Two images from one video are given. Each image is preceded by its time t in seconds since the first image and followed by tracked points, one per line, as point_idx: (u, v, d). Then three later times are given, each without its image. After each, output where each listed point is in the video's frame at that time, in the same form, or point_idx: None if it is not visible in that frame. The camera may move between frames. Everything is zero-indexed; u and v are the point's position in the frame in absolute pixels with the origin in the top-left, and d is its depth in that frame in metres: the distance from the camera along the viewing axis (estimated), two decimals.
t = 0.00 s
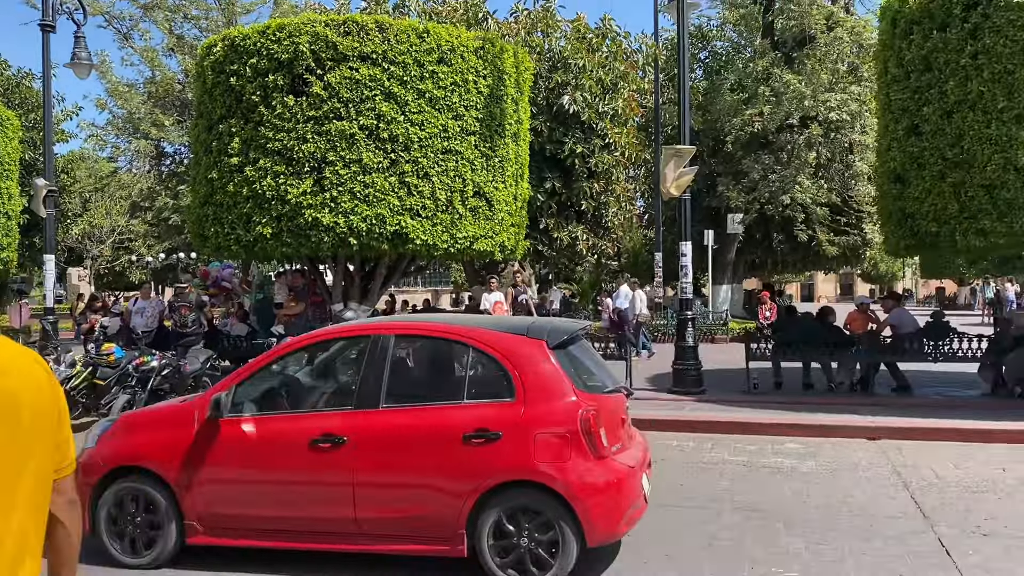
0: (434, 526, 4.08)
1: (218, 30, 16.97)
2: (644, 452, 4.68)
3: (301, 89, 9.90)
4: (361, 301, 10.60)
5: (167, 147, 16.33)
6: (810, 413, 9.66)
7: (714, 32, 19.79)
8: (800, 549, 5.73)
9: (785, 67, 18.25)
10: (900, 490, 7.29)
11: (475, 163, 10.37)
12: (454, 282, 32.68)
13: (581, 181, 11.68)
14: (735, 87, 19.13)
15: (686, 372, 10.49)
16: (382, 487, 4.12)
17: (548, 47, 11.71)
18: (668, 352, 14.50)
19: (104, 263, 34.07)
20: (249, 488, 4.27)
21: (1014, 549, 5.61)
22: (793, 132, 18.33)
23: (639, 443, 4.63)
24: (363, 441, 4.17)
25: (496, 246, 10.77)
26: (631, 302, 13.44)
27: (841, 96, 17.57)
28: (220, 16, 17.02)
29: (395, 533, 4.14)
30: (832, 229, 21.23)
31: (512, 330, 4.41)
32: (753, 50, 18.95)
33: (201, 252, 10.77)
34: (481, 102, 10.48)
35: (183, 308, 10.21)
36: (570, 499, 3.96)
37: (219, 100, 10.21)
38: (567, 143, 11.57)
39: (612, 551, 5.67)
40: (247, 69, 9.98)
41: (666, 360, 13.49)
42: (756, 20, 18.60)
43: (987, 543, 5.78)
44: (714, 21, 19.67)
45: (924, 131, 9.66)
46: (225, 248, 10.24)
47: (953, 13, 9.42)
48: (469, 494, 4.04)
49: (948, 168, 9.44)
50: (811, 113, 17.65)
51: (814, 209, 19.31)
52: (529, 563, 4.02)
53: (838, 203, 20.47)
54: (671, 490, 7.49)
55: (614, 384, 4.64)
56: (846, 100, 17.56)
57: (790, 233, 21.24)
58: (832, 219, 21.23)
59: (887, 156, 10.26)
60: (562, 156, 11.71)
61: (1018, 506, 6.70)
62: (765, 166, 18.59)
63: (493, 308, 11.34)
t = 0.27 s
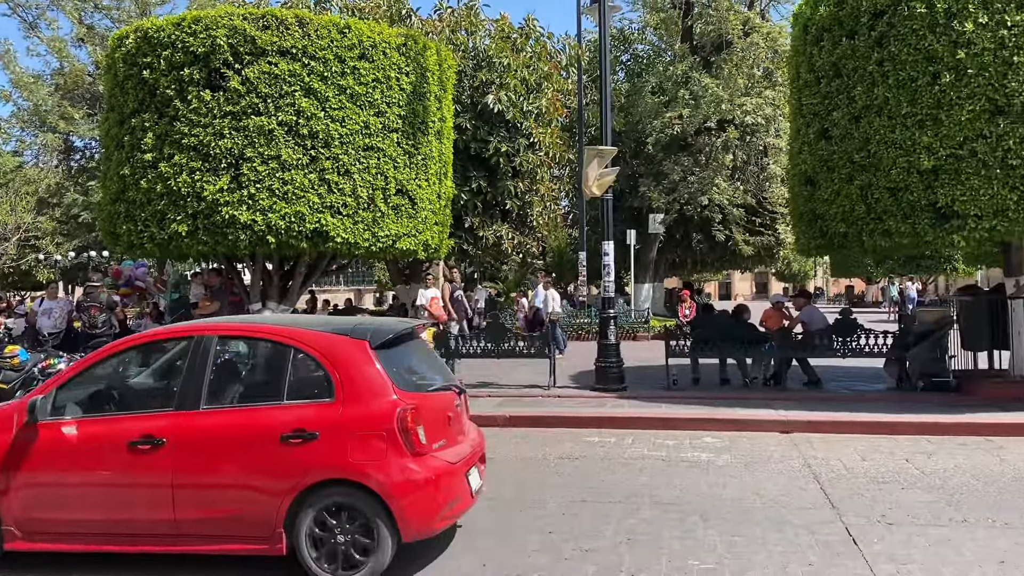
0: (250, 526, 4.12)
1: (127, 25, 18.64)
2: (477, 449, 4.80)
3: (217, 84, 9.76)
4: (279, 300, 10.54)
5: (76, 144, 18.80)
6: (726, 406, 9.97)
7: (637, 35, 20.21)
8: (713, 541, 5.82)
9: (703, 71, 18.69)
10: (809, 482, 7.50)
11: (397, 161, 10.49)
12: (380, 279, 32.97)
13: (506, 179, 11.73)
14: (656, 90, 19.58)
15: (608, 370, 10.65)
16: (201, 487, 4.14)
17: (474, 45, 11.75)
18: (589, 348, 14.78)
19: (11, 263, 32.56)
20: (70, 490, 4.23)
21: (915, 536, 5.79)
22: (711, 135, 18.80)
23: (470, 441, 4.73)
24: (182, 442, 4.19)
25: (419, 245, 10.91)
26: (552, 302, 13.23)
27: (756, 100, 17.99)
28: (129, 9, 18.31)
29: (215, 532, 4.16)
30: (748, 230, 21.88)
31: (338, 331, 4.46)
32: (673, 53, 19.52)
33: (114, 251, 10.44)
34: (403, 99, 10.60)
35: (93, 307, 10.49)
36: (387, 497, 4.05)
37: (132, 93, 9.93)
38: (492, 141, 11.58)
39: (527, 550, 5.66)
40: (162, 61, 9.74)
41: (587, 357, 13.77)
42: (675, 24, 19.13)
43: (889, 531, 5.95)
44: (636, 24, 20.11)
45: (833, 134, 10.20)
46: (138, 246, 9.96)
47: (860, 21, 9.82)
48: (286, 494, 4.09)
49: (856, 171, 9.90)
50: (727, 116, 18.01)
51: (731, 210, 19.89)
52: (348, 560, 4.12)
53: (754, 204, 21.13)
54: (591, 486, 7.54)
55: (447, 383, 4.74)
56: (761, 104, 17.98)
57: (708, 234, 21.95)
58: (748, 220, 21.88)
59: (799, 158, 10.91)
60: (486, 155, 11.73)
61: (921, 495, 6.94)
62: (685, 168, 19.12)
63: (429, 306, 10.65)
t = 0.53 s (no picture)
0: (68, 532, 4.13)
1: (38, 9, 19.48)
2: (313, 450, 4.89)
3: (138, 77, 9.49)
4: (204, 300, 10.65)
5: None
6: (651, 403, 10.15)
7: (567, 35, 20.38)
8: (641, 538, 5.86)
9: (631, 74, 19.09)
10: (733, 476, 7.63)
11: (325, 159, 10.45)
12: (308, 279, 32.86)
13: (437, 178, 11.82)
14: (586, 92, 19.81)
15: (538, 368, 10.74)
16: (18, 493, 4.12)
17: (404, 43, 11.90)
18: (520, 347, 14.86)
19: None
20: None
21: (833, 528, 5.91)
22: (639, 137, 19.14)
23: (304, 442, 4.83)
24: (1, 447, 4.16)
25: (347, 244, 10.90)
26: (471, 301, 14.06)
27: (683, 103, 18.42)
28: None
29: (34, 537, 4.15)
30: (676, 230, 22.34)
31: (162, 335, 4.46)
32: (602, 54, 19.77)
33: (27, 250, 10.06)
34: (332, 96, 10.54)
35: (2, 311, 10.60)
36: (208, 502, 4.12)
37: (46, 85, 9.56)
38: (423, 140, 11.61)
39: (450, 552, 5.59)
40: (78, 53, 9.42)
41: (518, 355, 13.95)
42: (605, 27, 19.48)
43: (809, 523, 6.07)
44: (566, 26, 20.32)
45: (756, 137, 10.45)
46: (54, 244, 9.63)
47: (782, 27, 10.09)
48: (103, 499, 4.12)
49: (778, 173, 10.15)
50: (655, 118, 18.59)
51: (659, 210, 20.28)
52: (167, 564, 4.17)
53: (681, 205, 21.58)
54: (521, 485, 7.53)
55: (281, 386, 4.80)
56: (688, 107, 18.34)
57: (638, 234, 22.35)
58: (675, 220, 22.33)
59: (723, 161, 11.13)
60: (417, 152, 11.68)
61: (839, 487, 7.14)
62: (615, 169, 19.43)
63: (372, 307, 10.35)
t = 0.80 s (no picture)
0: None
1: None
2: (155, 455, 4.76)
3: (66, 71, 9.22)
4: (135, 300, 10.47)
5: None
6: (589, 403, 10.22)
7: (508, 36, 20.43)
8: (580, 535, 5.86)
9: (572, 75, 19.30)
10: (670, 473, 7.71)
11: (262, 156, 10.31)
12: (245, 279, 32.34)
13: (377, 177, 11.99)
14: (527, 93, 19.87)
15: (479, 369, 10.74)
16: None
17: (344, 39, 11.83)
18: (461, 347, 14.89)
19: None
20: None
21: (767, 522, 5.98)
22: (580, 138, 19.34)
23: (145, 447, 4.67)
24: None
25: (284, 243, 10.77)
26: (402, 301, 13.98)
27: (621, 105, 18.86)
28: None
29: None
30: (615, 231, 22.64)
31: None
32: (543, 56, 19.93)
33: None
34: (269, 93, 10.42)
35: None
36: (28, 510, 3.98)
37: None
38: (363, 138, 11.67)
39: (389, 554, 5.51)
40: (1, 45, 9.10)
41: (459, 355, 13.96)
42: (546, 28, 19.59)
43: (742, 518, 6.16)
44: (507, 26, 20.36)
45: (692, 140, 10.63)
46: None
47: (718, 32, 10.27)
48: None
49: (713, 175, 10.34)
50: (596, 120, 18.81)
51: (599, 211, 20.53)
52: None
53: (620, 207, 21.86)
54: (460, 486, 7.49)
55: (120, 387, 4.64)
56: (627, 109, 18.81)
57: (578, 234, 22.54)
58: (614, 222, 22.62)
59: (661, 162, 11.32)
60: (358, 151, 11.69)
61: (771, 482, 7.27)
62: (556, 170, 19.66)
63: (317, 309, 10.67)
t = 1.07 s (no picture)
0: None
1: None
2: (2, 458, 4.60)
3: (2, 64, 8.99)
4: (75, 301, 10.21)
5: None
6: (539, 403, 10.25)
7: (459, 35, 20.42)
8: (528, 534, 5.85)
9: (522, 76, 19.38)
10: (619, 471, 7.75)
11: (207, 154, 10.16)
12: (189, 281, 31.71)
13: (325, 175, 12.19)
14: (477, 93, 19.90)
15: (429, 370, 10.71)
16: None
17: (292, 36, 11.87)
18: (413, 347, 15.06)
19: None
20: None
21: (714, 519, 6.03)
22: (531, 139, 19.45)
23: None
24: None
25: (230, 242, 10.66)
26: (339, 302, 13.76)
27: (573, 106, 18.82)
28: None
29: None
30: (566, 232, 22.79)
31: None
32: (494, 56, 19.96)
33: None
34: (214, 90, 10.29)
35: None
36: None
37: None
38: (310, 136, 11.85)
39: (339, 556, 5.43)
40: None
41: (409, 357, 13.88)
42: (496, 28, 19.63)
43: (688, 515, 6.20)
44: (458, 26, 20.31)
45: (641, 141, 10.76)
46: None
47: (665, 36, 10.40)
48: None
49: (661, 177, 10.52)
50: (546, 121, 18.82)
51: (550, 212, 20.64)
52: None
53: (572, 208, 21.99)
54: (409, 487, 7.43)
55: None
56: (577, 110, 18.81)
57: (530, 234, 22.71)
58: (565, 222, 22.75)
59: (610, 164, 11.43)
60: (306, 150, 11.95)
61: (718, 480, 7.36)
62: (507, 170, 19.78)
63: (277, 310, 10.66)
